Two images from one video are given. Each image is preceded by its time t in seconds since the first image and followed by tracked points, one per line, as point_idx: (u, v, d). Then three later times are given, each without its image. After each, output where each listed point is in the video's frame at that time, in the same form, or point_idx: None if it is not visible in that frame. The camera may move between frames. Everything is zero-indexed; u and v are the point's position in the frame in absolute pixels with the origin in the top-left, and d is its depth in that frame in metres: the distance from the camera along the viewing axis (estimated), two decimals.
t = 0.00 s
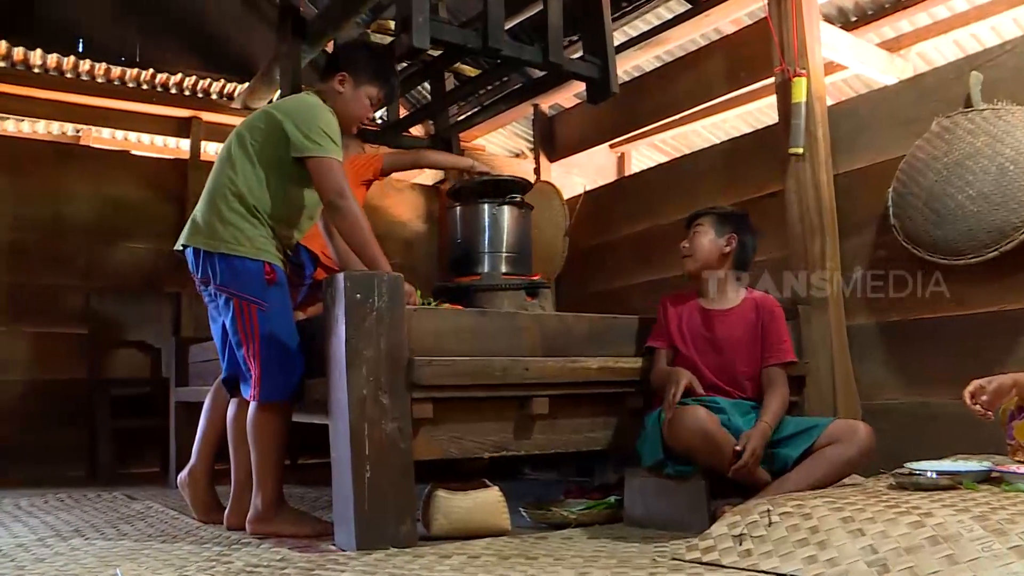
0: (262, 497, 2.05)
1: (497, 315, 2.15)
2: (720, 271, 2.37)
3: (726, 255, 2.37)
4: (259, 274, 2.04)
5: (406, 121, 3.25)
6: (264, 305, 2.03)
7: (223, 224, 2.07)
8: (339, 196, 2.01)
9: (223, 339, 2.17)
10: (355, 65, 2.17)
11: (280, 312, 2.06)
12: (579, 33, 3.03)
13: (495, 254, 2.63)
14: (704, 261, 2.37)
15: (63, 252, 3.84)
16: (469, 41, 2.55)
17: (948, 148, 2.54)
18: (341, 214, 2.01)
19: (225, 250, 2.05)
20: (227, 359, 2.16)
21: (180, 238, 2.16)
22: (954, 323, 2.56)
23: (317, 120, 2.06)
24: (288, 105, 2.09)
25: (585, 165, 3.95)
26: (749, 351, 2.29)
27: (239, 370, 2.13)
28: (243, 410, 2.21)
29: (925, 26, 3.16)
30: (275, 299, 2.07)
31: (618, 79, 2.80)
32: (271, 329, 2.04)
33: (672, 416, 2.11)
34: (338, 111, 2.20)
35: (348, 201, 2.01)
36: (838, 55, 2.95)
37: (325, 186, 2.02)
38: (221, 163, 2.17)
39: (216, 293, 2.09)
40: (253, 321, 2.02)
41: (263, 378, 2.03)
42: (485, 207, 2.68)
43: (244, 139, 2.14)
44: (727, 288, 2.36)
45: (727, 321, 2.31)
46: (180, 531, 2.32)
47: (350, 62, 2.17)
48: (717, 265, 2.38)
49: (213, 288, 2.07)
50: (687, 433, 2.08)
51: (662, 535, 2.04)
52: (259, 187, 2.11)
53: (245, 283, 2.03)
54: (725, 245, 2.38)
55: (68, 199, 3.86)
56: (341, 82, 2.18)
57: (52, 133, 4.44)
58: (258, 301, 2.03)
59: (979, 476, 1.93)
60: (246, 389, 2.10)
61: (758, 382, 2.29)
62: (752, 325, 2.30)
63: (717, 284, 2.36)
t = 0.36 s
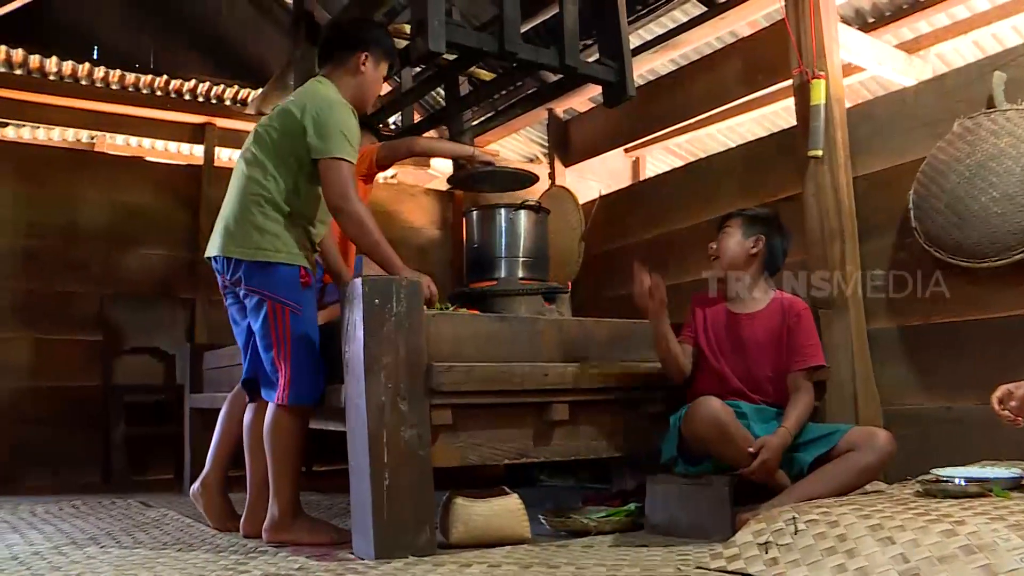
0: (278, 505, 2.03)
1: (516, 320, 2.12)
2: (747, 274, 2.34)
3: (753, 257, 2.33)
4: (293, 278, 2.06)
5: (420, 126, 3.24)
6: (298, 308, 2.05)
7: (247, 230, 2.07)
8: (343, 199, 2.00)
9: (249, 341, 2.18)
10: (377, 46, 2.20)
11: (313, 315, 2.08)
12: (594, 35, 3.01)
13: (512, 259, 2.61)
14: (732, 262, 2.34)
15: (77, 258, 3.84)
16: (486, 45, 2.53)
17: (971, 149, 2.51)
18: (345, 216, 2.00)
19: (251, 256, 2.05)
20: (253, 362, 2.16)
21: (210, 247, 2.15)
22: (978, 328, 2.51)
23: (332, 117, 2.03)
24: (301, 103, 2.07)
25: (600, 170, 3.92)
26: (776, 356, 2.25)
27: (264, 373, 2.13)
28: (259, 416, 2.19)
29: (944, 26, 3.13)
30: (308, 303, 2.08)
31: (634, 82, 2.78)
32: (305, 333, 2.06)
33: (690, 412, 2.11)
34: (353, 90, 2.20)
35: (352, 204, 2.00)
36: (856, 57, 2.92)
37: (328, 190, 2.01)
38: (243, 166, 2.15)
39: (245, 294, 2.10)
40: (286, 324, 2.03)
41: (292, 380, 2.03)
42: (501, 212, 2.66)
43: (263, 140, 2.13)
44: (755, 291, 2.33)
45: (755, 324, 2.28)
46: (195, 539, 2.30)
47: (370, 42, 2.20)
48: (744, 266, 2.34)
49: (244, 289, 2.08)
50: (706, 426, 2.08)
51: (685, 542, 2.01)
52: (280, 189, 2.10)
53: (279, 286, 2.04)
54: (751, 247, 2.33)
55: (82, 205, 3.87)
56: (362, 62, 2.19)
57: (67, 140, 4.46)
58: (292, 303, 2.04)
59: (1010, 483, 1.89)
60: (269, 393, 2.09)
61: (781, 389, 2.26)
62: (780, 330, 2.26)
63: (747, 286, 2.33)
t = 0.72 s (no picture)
0: (293, 516, 2.01)
1: (533, 327, 2.11)
2: (759, 280, 2.30)
3: (766, 263, 2.30)
4: (323, 288, 2.07)
5: (432, 133, 3.22)
6: (327, 317, 2.05)
7: (274, 238, 2.07)
8: (365, 199, 2.00)
9: (268, 349, 2.16)
10: (390, 44, 2.37)
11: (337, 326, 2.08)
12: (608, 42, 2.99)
13: (527, 266, 2.60)
14: (744, 270, 2.31)
15: (89, 267, 3.84)
16: (500, 51, 2.52)
17: (990, 154, 2.48)
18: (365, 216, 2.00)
19: (281, 265, 2.05)
20: (271, 369, 2.14)
21: (235, 255, 2.14)
22: (999, 335, 2.48)
23: (357, 121, 2.03)
24: (322, 106, 2.06)
25: (612, 177, 3.90)
26: (792, 361, 2.22)
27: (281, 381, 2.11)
28: (273, 425, 2.17)
29: (960, 30, 3.10)
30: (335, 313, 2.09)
31: (648, 87, 2.76)
32: (329, 341, 2.06)
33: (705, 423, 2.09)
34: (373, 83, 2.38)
35: (372, 205, 2.00)
36: (871, 62, 2.90)
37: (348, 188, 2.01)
38: (265, 172, 2.13)
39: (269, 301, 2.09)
40: (313, 331, 2.03)
41: (312, 388, 2.01)
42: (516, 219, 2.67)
43: (282, 144, 2.11)
44: (769, 298, 2.30)
45: (772, 329, 2.25)
46: (209, 549, 2.28)
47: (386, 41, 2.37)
48: (756, 274, 2.31)
49: (270, 295, 2.07)
50: (722, 441, 2.05)
51: (706, 553, 1.98)
52: (304, 195, 2.10)
53: (310, 295, 2.05)
54: (763, 254, 2.30)
55: (94, 213, 3.87)
56: (374, 57, 2.36)
57: (79, 149, 4.47)
58: (320, 312, 2.05)
59: None
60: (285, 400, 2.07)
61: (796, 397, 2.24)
62: (795, 336, 2.23)
63: (759, 292, 2.30)
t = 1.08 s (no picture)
0: (306, 524, 1.99)
1: (549, 333, 2.09)
2: (767, 287, 2.30)
3: (775, 271, 2.29)
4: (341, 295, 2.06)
5: (443, 139, 3.21)
6: (344, 323, 2.04)
7: (291, 246, 2.06)
8: (392, 213, 1.97)
9: (283, 356, 2.15)
10: (414, 56, 2.16)
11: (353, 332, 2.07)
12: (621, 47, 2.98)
13: (540, 272, 2.57)
14: (752, 277, 2.32)
15: (100, 273, 3.84)
16: (512, 56, 2.50)
17: (1009, 157, 2.45)
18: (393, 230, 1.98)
19: (297, 274, 2.04)
20: (286, 376, 2.13)
21: (250, 260, 2.13)
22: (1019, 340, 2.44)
23: (382, 134, 2.01)
24: (347, 116, 2.04)
25: (624, 183, 3.89)
26: (794, 366, 2.22)
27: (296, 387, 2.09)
28: (286, 432, 2.15)
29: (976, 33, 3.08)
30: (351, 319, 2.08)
31: (662, 92, 2.75)
32: (347, 350, 2.04)
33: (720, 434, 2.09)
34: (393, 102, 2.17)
35: (399, 218, 1.97)
36: (886, 66, 2.88)
37: (375, 202, 1.99)
38: (284, 178, 2.12)
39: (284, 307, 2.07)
40: (330, 338, 2.01)
41: (328, 395, 2.00)
42: (529, 225, 2.66)
43: (304, 152, 2.09)
44: (777, 304, 2.31)
45: (772, 341, 2.27)
46: (221, 558, 2.26)
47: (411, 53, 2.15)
48: (765, 281, 2.31)
49: (286, 300, 2.06)
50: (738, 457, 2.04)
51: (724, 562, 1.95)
52: (324, 204, 2.09)
53: (327, 301, 2.03)
54: (773, 262, 2.30)
55: (105, 220, 3.87)
56: (398, 71, 2.15)
57: (90, 156, 4.48)
58: (337, 318, 2.03)
59: None
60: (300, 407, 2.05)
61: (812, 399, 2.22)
62: (793, 341, 2.25)
63: (768, 299, 2.31)
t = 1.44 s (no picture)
0: (316, 530, 1.97)
1: (561, 336, 2.07)
2: (771, 289, 2.26)
3: (777, 273, 2.27)
4: (344, 299, 2.04)
5: (451, 143, 3.20)
6: (347, 327, 2.01)
7: (297, 251, 2.05)
8: (402, 220, 1.95)
9: (290, 362, 2.13)
10: (435, 65, 2.14)
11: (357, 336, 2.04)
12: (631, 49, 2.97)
13: (551, 276, 2.59)
14: (754, 279, 2.29)
15: (107, 278, 3.83)
16: (522, 58, 2.48)
17: None
18: (404, 237, 1.95)
19: (302, 279, 2.03)
20: (294, 382, 2.11)
21: (257, 263, 2.13)
22: None
23: (391, 142, 2.00)
24: (358, 123, 2.03)
25: (632, 187, 3.88)
26: (799, 369, 2.16)
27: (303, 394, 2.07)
28: (295, 437, 2.14)
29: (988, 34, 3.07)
30: (356, 324, 2.05)
31: (672, 94, 2.73)
32: (352, 357, 2.00)
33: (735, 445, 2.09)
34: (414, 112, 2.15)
35: (409, 224, 1.95)
36: (898, 67, 2.86)
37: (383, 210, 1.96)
38: (294, 183, 2.11)
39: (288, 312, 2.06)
40: (333, 343, 1.99)
41: (333, 401, 1.97)
42: (539, 229, 2.65)
43: (314, 157, 2.09)
44: (778, 305, 2.25)
45: (777, 345, 2.21)
46: (230, 565, 2.24)
47: (431, 62, 2.13)
48: (768, 283, 2.27)
49: (290, 306, 2.04)
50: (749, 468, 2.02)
51: (739, 568, 1.93)
52: (331, 209, 2.08)
53: (331, 306, 2.02)
54: (775, 264, 2.27)
55: (112, 225, 3.87)
56: (418, 81, 2.13)
57: (97, 161, 4.48)
58: (340, 322, 2.01)
59: None
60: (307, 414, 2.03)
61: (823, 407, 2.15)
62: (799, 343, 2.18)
63: (772, 301, 2.25)
